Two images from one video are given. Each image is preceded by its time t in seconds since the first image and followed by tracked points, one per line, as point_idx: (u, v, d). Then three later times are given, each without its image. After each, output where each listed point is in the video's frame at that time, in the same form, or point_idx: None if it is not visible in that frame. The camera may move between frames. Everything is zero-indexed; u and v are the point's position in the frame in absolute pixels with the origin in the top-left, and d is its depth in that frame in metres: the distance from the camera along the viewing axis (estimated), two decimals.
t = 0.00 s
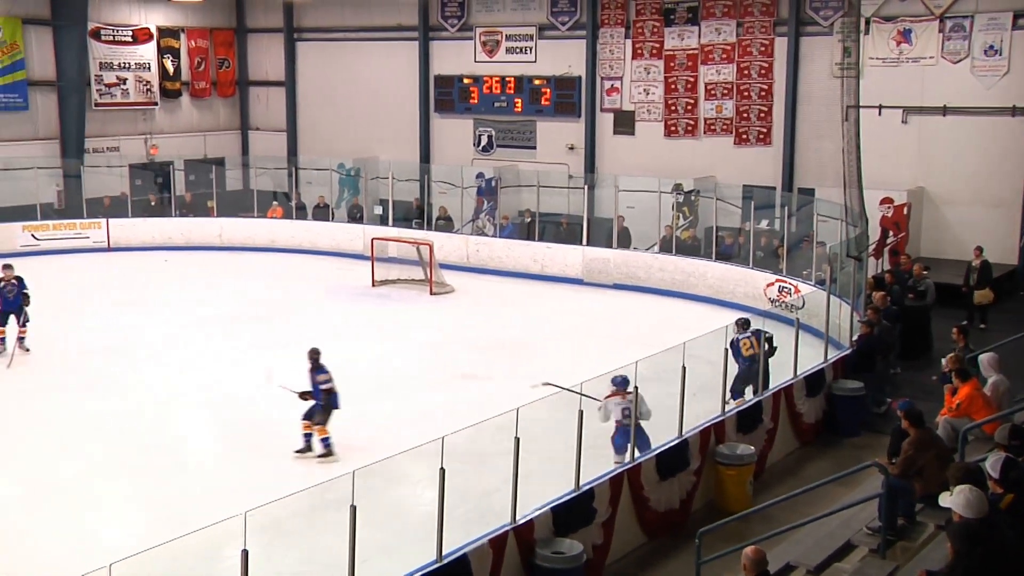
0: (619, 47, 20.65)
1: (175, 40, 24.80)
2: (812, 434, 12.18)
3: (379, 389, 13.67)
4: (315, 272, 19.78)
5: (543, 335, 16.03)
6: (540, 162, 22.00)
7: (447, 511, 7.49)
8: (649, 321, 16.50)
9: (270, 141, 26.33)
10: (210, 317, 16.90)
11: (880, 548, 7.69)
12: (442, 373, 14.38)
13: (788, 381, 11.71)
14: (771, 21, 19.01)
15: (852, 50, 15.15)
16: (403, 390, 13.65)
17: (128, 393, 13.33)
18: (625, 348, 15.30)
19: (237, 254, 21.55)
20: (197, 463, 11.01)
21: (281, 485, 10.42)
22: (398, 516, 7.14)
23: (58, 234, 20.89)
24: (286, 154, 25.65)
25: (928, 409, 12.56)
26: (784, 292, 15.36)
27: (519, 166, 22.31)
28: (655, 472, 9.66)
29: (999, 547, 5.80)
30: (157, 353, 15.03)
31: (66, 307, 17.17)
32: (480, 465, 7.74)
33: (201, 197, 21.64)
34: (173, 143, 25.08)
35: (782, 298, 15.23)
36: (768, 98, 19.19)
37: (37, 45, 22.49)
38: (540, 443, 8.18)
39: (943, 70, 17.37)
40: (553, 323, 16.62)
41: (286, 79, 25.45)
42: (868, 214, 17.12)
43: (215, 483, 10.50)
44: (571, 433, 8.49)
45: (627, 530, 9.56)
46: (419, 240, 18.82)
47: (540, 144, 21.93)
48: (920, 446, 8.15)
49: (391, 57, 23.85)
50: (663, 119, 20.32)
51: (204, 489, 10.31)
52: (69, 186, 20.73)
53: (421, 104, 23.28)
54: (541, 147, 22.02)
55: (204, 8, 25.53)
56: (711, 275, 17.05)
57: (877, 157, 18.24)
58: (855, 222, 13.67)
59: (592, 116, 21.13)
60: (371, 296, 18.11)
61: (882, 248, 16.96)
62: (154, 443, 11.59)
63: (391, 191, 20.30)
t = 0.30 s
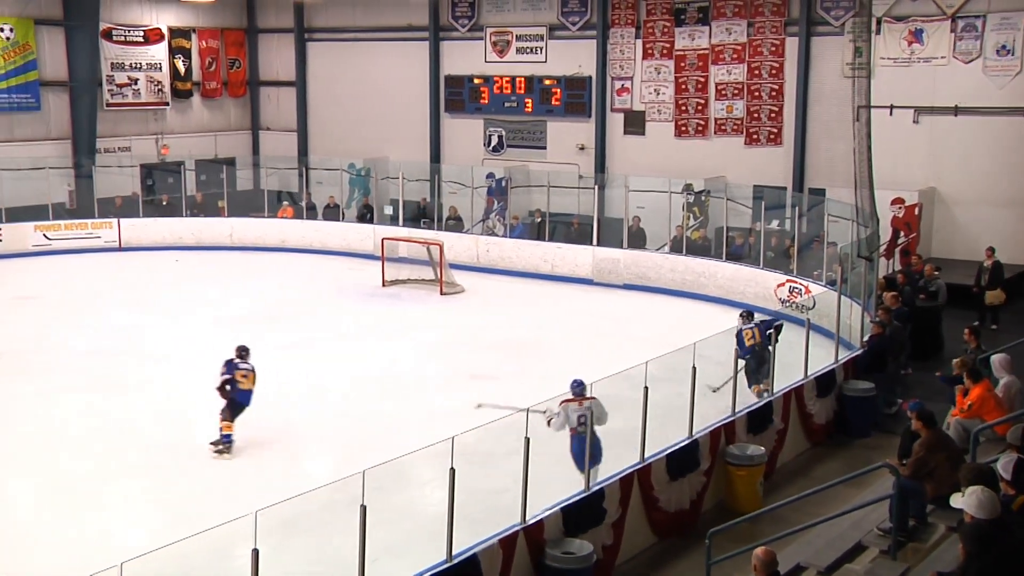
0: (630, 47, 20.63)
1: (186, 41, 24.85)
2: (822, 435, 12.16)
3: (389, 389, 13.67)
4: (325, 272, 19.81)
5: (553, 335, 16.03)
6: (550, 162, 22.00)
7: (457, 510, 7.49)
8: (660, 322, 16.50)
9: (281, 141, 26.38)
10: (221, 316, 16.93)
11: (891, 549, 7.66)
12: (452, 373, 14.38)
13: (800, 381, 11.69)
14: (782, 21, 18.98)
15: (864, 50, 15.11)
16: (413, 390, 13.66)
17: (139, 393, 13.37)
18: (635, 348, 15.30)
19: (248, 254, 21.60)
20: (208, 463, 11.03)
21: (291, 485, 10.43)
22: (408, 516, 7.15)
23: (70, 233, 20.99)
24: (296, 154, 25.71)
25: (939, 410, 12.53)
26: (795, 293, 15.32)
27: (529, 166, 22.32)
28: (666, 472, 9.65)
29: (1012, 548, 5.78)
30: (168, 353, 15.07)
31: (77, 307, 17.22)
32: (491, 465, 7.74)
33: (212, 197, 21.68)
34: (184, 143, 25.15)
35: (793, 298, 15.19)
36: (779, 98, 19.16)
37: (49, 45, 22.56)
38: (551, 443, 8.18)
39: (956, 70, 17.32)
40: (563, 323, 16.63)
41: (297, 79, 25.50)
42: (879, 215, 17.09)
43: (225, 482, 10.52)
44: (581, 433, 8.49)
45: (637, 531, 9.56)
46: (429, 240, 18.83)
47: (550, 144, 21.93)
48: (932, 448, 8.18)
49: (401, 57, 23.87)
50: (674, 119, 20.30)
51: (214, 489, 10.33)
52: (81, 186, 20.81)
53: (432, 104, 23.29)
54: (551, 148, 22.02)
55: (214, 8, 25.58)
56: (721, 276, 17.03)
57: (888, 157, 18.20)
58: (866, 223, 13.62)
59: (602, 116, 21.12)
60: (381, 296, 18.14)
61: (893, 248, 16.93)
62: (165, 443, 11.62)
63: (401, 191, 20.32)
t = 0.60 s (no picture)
0: (639, 47, 20.61)
1: (196, 40, 24.89)
2: (832, 435, 12.14)
3: (397, 390, 13.66)
4: (334, 272, 19.81)
5: (562, 335, 16.01)
6: (559, 162, 22.00)
7: (466, 511, 7.49)
8: (668, 321, 16.54)
9: (291, 141, 26.40)
10: (230, 316, 16.96)
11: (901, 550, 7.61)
12: (461, 373, 14.38)
13: (809, 382, 11.66)
14: (792, 20, 18.95)
15: (874, 50, 15.07)
16: (422, 390, 13.66)
17: (149, 392, 13.39)
18: (643, 347, 15.32)
19: (257, 254, 21.62)
20: (217, 462, 11.04)
21: (300, 485, 10.43)
22: (417, 517, 7.15)
23: (81, 233, 21.05)
24: (306, 155, 25.74)
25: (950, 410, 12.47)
26: (805, 294, 15.33)
27: (539, 166, 22.31)
28: (674, 473, 9.62)
29: None
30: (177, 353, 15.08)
31: (88, 307, 17.25)
32: (498, 465, 7.71)
33: (222, 197, 21.71)
34: (194, 143, 25.21)
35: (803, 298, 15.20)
36: (788, 98, 19.12)
37: (60, 45, 22.64)
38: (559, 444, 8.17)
39: (967, 69, 17.27)
40: (572, 323, 16.61)
41: (306, 79, 25.53)
42: (890, 215, 17.04)
43: (235, 482, 10.52)
44: (589, 434, 8.49)
45: (646, 531, 9.55)
46: (439, 240, 18.83)
47: (559, 144, 21.93)
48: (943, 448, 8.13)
49: (411, 57, 23.89)
50: (683, 120, 20.27)
51: (224, 489, 10.34)
52: (91, 186, 20.92)
53: (441, 104, 23.30)
54: (560, 148, 22.02)
55: (224, 8, 25.60)
56: (731, 276, 16.99)
57: (899, 157, 18.15)
58: (876, 223, 13.58)
59: (611, 116, 21.12)
60: (391, 296, 18.15)
61: (903, 248, 16.88)
62: (176, 442, 11.63)
63: (410, 191, 20.33)
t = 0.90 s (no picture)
0: (656, 47, 20.58)
1: (214, 41, 24.98)
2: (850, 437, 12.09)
3: (413, 389, 13.65)
4: (352, 272, 19.84)
5: (578, 336, 15.98)
6: (575, 162, 21.99)
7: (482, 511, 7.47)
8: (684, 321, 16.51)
9: (308, 141, 26.47)
10: (247, 315, 17.02)
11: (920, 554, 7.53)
12: (477, 373, 14.37)
13: (826, 383, 11.60)
14: (810, 21, 18.90)
15: (893, 50, 14.99)
16: (437, 390, 13.65)
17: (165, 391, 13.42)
18: (660, 348, 15.27)
19: (274, 254, 21.66)
20: (234, 462, 11.06)
21: (317, 485, 10.43)
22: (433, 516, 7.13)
23: (100, 233, 21.18)
24: (322, 155, 25.81)
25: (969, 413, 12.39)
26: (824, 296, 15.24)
27: (555, 166, 22.30)
28: (691, 474, 9.59)
29: None
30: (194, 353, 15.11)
31: (106, 306, 17.31)
32: (514, 465, 7.69)
33: (239, 197, 21.77)
34: (212, 143, 25.31)
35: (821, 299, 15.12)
36: (807, 99, 19.06)
37: (81, 46, 22.78)
38: (575, 445, 8.15)
39: (987, 70, 17.17)
40: (588, 323, 16.58)
41: (323, 80, 25.60)
42: (908, 216, 16.95)
43: (251, 481, 10.53)
44: (605, 435, 8.46)
45: (662, 533, 9.52)
46: (455, 241, 18.82)
47: (576, 144, 21.92)
48: (962, 452, 8.10)
49: (427, 57, 23.92)
50: (700, 120, 20.23)
51: (241, 488, 10.34)
52: (110, 186, 21.02)
53: (458, 104, 23.32)
54: (576, 148, 22.01)
55: (242, 8, 25.67)
56: (747, 277, 16.92)
57: (917, 157, 18.06)
58: (894, 224, 13.53)
59: (628, 117, 21.09)
60: (407, 297, 18.15)
61: (922, 249, 16.78)
62: (192, 441, 11.65)
63: (427, 191, 20.36)
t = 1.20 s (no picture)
0: (719, 47, 20.46)
1: (279, 42, 25.24)
2: (915, 443, 11.89)
3: (473, 389, 13.65)
4: (411, 271, 19.91)
5: (638, 337, 15.90)
6: (637, 163, 21.91)
7: (539, 512, 7.45)
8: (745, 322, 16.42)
9: (370, 141, 26.63)
10: (307, 313, 17.18)
11: (989, 563, 7.35)
12: (536, 373, 14.35)
13: (891, 388, 11.41)
14: (878, 19, 18.62)
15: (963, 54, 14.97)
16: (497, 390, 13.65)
17: (229, 387, 13.58)
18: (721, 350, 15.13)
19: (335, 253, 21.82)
20: (294, 459, 11.13)
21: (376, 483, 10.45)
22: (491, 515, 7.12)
23: (166, 231, 21.58)
24: (384, 155, 25.97)
25: None
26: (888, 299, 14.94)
27: (616, 166, 22.24)
28: (751, 477, 9.48)
29: None
30: (257, 350, 15.26)
31: (171, 303, 17.58)
32: (574, 466, 7.64)
33: (302, 196, 21.94)
34: (276, 143, 25.59)
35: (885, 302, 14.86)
36: (873, 99, 18.79)
37: (150, 48, 23.18)
38: (635, 446, 8.08)
39: None
40: (648, 324, 16.49)
41: (385, 80, 25.76)
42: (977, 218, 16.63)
43: (311, 478, 10.59)
44: (665, 436, 8.39)
45: (721, 535, 9.43)
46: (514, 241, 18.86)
47: (637, 144, 21.85)
48: None
49: (489, 57, 23.97)
50: (764, 120, 20.06)
51: (302, 486, 10.39)
52: (176, 185, 21.24)
53: (519, 104, 23.34)
54: (637, 148, 21.93)
55: (306, 10, 25.90)
56: (810, 279, 16.72)
57: (987, 158, 17.71)
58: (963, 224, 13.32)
59: (690, 117, 20.97)
60: (467, 296, 18.18)
61: (993, 252, 16.44)
62: (255, 438, 11.77)
63: (489, 190, 20.41)
